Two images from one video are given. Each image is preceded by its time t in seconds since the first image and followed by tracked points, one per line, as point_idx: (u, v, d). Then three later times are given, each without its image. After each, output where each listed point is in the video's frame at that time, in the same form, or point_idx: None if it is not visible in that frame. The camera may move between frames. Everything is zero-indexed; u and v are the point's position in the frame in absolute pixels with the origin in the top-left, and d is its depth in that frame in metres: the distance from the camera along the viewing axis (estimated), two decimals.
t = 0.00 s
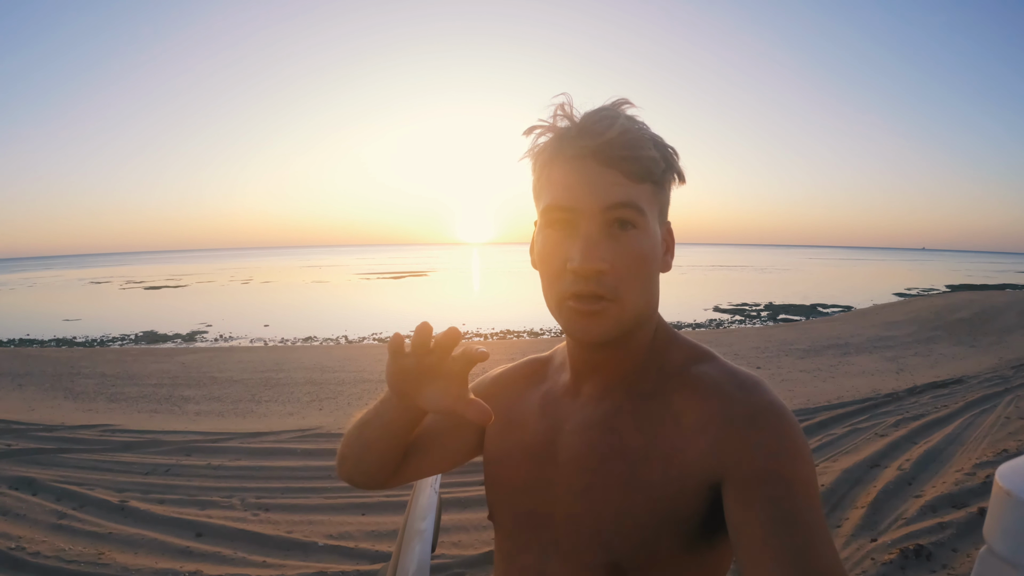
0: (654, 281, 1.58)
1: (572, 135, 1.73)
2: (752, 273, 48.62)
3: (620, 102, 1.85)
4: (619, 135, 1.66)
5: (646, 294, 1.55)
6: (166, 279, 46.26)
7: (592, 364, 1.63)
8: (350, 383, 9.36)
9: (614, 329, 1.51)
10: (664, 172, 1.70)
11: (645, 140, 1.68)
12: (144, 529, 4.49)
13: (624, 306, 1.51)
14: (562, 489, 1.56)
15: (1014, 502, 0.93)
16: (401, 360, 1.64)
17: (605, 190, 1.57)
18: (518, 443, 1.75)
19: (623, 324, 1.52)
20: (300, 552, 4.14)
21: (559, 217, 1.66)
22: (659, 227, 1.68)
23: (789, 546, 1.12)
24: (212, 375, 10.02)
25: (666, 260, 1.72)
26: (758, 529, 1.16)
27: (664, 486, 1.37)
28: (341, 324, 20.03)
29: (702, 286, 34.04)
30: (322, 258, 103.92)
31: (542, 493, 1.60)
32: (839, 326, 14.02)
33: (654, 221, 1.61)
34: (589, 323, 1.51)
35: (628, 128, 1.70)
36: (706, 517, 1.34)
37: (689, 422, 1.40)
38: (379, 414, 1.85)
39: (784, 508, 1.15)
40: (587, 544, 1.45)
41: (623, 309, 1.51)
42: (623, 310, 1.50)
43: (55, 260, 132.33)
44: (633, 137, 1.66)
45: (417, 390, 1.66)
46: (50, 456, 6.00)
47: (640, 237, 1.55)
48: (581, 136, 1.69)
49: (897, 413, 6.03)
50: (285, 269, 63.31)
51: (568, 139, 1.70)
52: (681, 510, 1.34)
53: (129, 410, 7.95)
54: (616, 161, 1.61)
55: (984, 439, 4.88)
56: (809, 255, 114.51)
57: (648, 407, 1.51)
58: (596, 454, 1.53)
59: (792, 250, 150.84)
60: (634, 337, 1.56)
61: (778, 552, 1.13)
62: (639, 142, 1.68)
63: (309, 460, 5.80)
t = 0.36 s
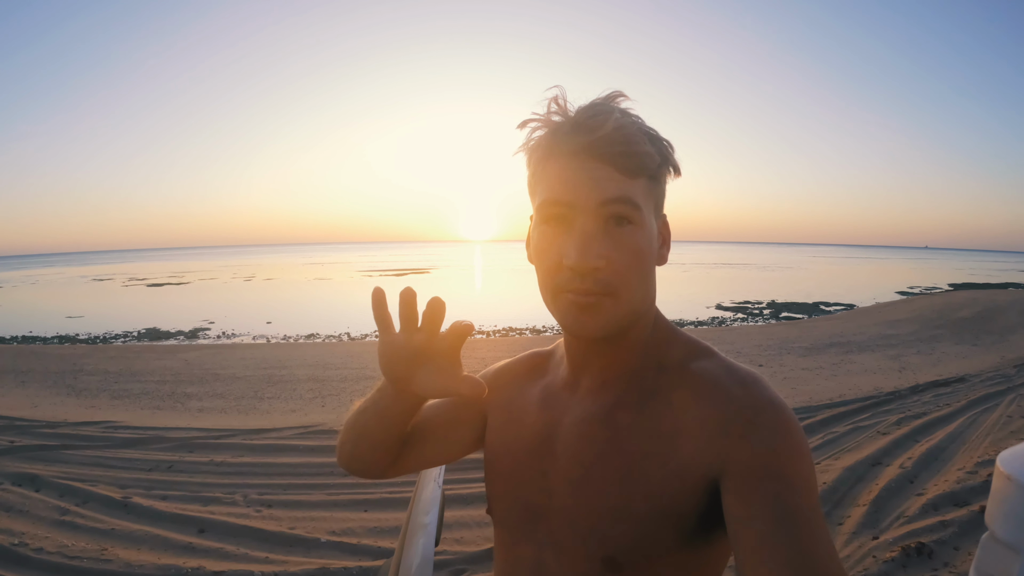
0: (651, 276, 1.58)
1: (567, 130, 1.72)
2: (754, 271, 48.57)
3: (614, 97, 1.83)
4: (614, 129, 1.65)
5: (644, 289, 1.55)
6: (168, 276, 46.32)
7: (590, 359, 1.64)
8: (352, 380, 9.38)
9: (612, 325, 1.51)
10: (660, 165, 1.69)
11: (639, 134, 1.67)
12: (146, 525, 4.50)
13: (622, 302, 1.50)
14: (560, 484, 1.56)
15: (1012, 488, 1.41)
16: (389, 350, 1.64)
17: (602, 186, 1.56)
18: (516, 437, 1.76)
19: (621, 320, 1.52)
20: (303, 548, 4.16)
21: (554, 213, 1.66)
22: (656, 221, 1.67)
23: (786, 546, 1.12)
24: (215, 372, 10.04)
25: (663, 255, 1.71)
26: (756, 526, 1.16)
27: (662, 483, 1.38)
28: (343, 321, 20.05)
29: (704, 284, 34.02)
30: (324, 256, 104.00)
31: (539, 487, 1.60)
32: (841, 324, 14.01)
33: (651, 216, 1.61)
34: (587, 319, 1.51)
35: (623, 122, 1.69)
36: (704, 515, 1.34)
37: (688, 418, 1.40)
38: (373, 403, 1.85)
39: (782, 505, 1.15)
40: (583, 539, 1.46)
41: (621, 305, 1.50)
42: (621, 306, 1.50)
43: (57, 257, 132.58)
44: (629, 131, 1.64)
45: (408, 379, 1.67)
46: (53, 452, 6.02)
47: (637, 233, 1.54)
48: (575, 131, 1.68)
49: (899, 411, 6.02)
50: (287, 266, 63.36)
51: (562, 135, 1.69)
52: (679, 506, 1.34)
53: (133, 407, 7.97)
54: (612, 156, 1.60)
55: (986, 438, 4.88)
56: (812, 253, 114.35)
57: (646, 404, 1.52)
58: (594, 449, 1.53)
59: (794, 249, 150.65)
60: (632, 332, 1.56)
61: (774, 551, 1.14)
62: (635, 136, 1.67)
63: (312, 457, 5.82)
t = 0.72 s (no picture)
0: (622, 282, 1.50)
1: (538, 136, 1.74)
2: (755, 269, 48.51)
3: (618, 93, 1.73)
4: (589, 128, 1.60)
5: (606, 296, 1.49)
6: (170, 274, 46.34)
7: (587, 363, 1.64)
8: (354, 379, 9.39)
9: (567, 326, 1.52)
10: (645, 165, 1.56)
11: (621, 131, 1.57)
12: (148, 524, 4.51)
13: (574, 305, 1.50)
14: (569, 490, 1.56)
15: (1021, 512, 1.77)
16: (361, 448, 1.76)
17: (560, 188, 1.54)
18: (525, 440, 1.77)
19: (574, 324, 1.51)
20: (305, 548, 4.16)
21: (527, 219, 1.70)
22: (641, 225, 1.55)
23: (801, 556, 1.13)
24: (217, 371, 10.04)
25: (659, 261, 1.57)
26: (770, 536, 1.17)
27: (674, 491, 1.37)
28: (345, 319, 20.05)
29: (706, 283, 33.98)
30: (324, 254, 104.03)
31: (547, 492, 1.61)
32: (843, 323, 14.00)
33: (624, 219, 1.51)
34: (540, 318, 1.55)
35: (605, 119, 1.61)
36: (716, 523, 1.34)
37: (699, 426, 1.40)
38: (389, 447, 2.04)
39: (797, 514, 1.16)
40: (594, 548, 1.45)
41: (574, 309, 1.50)
42: (573, 310, 1.50)
43: (59, 255, 132.76)
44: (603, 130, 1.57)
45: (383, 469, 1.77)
46: (55, 451, 6.03)
47: (598, 236, 1.49)
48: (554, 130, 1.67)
49: (902, 411, 6.02)
50: (288, 265, 63.36)
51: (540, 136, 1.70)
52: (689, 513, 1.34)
53: (134, 406, 7.98)
54: (580, 157, 1.56)
55: (988, 438, 4.88)
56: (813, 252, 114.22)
57: (654, 410, 1.51)
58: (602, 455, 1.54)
59: (795, 247, 150.49)
60: (597, 338, 1.54)
61: (790, 562, 1.14)
62: (614, 135, 1.58)
63: (314, 456, 5.83)
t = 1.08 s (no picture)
0: (602, 252, 1.46)
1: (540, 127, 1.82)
2: (756, 269, 48.51)
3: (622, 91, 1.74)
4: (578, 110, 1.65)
5: (584, 262, 1.47)
6: (170, 275, 46.36)
7: (587, 351, 1.63)
8: (356, 379, 9.40)
9: (549, 293, 1.52)
10: (632, 139, 1.53)
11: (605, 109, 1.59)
12: (149, 525, 4.51)
13: (553, 270, 1.50)
14: (566, 490, 1.56)
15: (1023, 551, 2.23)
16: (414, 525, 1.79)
17: (541, 162, 1.59)
18: (527, 437, 1.78)
19: (555, 290, 1.50)
20: (306, 547, 4.16)
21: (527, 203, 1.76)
22: (626, 196, 1.49)
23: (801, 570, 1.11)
24: (218, 371, 10.05)
25: (648, 237, 1.48)
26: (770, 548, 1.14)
27: (672, 497, 1.35)
28: (346, 319, 20.05)
29: (706, 282, 33.97)
30: (325, 254, 104.05)
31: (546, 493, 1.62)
32: (844, 323, 13.99)
33: (604, 187, 1.48)
34: (525, 289, 1.58)
35: (596, 104, 1.64)
36: (716, 529, 1.33)
37: (699, 429, 1.36)
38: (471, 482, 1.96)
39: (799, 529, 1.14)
40: (591, 550, 1.45)
41: (553, 277, 1.50)
42: (554, 276, 1.50)
43: (60, 256, 132.85)
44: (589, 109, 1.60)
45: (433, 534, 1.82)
46: (56, 451, 6.04)
47: (575, 203, 1.49)
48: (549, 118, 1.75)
49: (903, 410, 6.01)
50: (288, 265, 63.38)
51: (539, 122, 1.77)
52: (688, 522, 1.33)
53: (135, 406, 7.98)
54: (564, 134, 1.60)
55: (990, 437, 4.87)
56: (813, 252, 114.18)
57: (653, 409, 1.48)
58: (600, 457, 1.52)
59: (796, 247, 150.43)
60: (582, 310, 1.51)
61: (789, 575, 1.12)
62: (602, 114, 1.60)
63: (315, 455, 5.83)
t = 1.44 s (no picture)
0: (578, 242, 1.47)
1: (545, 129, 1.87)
2: (757, 267, 48.48)
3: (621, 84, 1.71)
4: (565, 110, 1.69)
5: (561, 253, 1.49)
6: (171, 273, 46.38)
7: (592, 342, 1.63)
8: (357, 377, 9.41)
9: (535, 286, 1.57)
10: (607, 128, 1.53)
11: (586, 104, 1.60)
12: (151, 522, 4.51)
13: (537, 264, 1.55)
14: (575, 480, 1.57)
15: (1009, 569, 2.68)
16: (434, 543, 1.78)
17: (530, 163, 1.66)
18: (541, 425, 1.80)
19: (539, 282, 1.55)
20: (308, 544, 4.17)
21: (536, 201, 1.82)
22: (603, 184, 1.48)
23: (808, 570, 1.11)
24: (219, 369, 10.05)
25: (626, 221, 1.44)
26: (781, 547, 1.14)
27: (679, 492, 1.34)
28: (347, 317, 20.06)
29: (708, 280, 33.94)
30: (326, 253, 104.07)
31: (556, 481, 1.63)
32: (845, 322, 13.99)
33: (580, 179, 1.50)
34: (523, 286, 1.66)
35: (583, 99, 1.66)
36: (724, 527, 1.32)
37: (707, 424, 1.33)
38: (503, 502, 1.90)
39: (809, 534, 1.13)
40: (600, 541, 1.46)
41: (537, 271, 1.54)
42: (537, 269, 1.54)
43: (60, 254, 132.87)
44: (570, 103, 1.62)
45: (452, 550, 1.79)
46: (58, 449, 6.04)
47: (554, 198, 1.53)
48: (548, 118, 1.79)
49: (905, 408, 6.01)
50: (289, 263, 63.37)
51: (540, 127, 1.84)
52: (693, 518, 1.32)
53: (137, 403, 8.00)
54: (549, 133, 1.64)
55: (992, 435, 4.86)
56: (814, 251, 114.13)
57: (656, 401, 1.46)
58: (606, 449, 1.52)
59: (796, 246, 150.37)
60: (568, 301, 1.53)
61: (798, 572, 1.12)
62: (585, 108, 1.61)
63: (317, 453, 5.84)
